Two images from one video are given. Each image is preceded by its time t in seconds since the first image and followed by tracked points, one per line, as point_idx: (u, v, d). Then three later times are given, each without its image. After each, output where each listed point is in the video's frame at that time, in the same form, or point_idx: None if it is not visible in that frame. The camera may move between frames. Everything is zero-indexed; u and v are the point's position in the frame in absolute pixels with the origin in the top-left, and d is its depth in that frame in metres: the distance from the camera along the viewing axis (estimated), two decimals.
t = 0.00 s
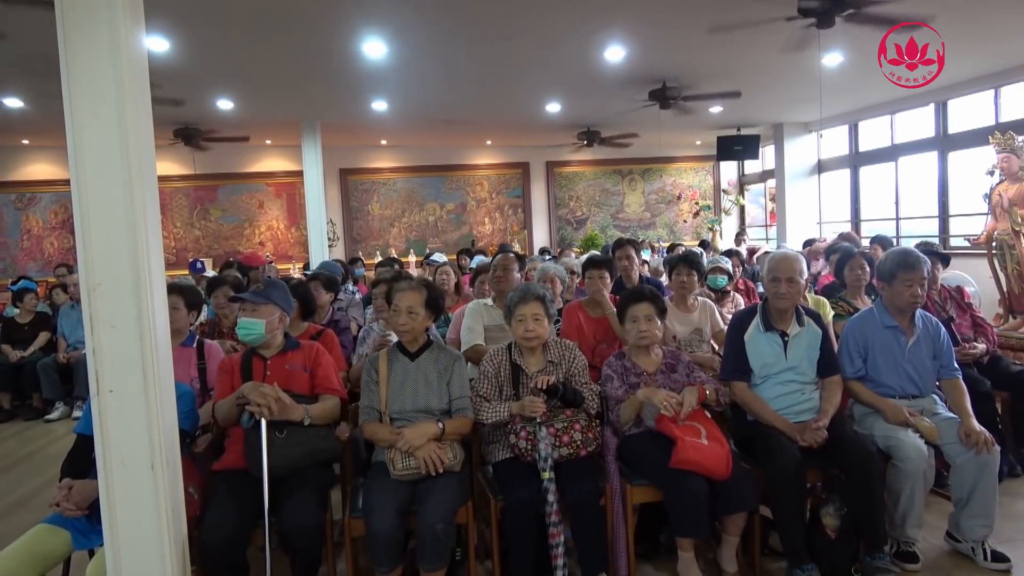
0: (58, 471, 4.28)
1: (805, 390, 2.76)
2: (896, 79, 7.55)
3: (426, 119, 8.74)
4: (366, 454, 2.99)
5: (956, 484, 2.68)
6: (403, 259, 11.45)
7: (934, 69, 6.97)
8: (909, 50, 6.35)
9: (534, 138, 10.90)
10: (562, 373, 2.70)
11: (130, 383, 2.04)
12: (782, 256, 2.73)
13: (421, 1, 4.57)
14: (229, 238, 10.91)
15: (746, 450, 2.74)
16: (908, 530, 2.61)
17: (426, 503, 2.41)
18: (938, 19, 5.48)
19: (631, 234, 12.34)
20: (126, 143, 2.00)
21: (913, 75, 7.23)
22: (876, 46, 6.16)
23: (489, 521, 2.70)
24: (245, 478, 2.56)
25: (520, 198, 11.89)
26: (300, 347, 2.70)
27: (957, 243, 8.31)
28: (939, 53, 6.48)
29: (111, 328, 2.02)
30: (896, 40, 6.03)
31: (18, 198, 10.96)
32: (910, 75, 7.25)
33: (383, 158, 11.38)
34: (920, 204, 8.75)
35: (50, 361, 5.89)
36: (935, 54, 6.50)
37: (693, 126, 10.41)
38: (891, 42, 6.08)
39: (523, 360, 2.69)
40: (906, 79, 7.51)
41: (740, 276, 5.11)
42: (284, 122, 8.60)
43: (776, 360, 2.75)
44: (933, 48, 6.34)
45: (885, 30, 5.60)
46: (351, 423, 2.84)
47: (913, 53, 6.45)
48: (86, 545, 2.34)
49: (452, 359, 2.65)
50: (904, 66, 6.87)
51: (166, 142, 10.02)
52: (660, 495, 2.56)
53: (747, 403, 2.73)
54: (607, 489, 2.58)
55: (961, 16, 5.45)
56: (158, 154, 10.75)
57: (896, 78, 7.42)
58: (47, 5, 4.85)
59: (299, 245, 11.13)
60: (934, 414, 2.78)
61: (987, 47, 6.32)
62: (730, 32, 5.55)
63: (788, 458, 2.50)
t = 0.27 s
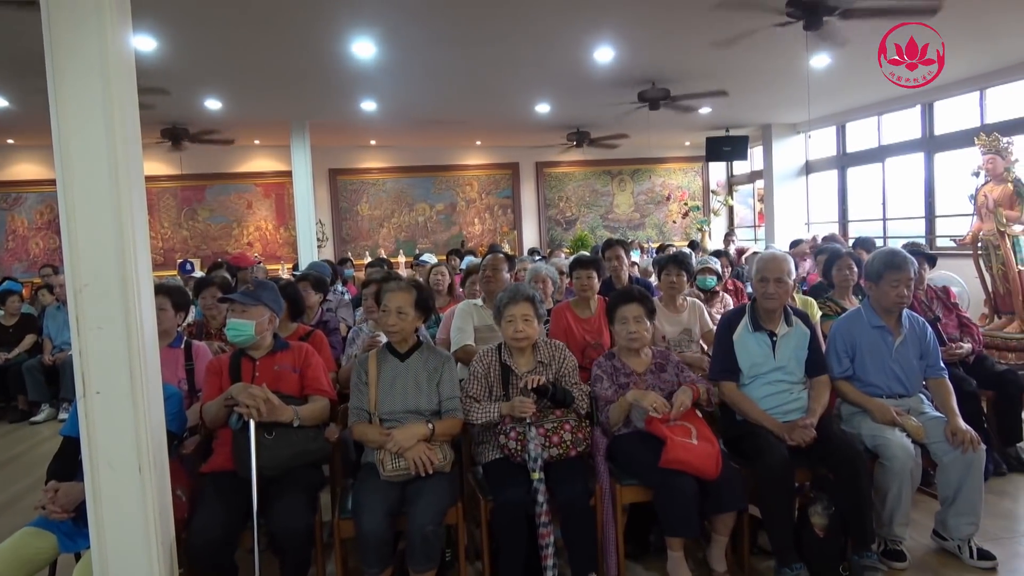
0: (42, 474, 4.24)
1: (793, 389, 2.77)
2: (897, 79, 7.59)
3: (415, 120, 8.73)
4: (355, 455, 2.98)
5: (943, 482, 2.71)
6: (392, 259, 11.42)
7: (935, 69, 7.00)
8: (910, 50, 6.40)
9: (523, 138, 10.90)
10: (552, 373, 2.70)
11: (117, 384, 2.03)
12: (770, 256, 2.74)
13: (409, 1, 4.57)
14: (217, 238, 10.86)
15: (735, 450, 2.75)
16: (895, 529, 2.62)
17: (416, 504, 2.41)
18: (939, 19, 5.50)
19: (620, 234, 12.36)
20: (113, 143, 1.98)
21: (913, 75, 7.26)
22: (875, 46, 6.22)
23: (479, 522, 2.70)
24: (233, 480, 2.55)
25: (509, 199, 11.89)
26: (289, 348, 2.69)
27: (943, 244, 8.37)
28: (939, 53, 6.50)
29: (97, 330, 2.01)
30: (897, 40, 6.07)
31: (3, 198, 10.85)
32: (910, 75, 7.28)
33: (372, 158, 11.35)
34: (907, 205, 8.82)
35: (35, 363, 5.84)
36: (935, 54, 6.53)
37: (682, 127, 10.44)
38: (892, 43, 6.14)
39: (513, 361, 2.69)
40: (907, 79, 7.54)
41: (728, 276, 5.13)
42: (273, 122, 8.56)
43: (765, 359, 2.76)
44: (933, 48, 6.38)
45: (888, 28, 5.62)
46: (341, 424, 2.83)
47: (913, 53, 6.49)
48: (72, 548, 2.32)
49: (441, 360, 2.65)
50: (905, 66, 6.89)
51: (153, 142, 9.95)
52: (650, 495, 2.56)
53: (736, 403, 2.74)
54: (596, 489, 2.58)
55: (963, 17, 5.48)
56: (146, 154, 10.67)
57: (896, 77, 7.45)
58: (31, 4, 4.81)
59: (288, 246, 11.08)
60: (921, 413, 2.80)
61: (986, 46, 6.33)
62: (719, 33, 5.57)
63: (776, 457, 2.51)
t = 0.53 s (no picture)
0: (28, 476, 4.20)
1: (782, 389, 2.78)
2: (896, 79, 7.55)
3: (404, 120, 8.72)
4: (345, 456, 2.97)
5: (930, 481, 2.73)
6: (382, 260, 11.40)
7: (934, 69, 6.96)
8: (909, 50, 6.36)
9: (514, 138, 10.90)
10: (542, 374, 2.70)
11: (104, 386, 2.01)
12: (759, 256, 2.75)
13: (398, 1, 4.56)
14: (206, 239, 10.80)
15: (725, 450, 2.76)
16: (883, 527, 2.64)
17: (406, 505, 2.40)
18: (938, 19, 5.52)
19: (610, 234, 12.39)
20: (100, 142, 1.97)
21: (913, 75, 7.22)
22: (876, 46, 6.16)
23: (469, 522, 2.70)
24: (222, 481, 2.53)
25: (499, 199, 11.89)
26: (278, 349, 2.67)
27: (930, 244, 8.44)
28: (939, 53, 6.46)
29: (83, 331, 1.99)
30: (896, 40, 6.07)
31: None
32: (909, 75, 7.24)
33: (362, 158, 11.32)
34: (894, 206, 8.88)
35: (21, 364, 5.78)
36: (935, 54, 6.49)
37: (672, 127, 10.48)
38: (891, 43, 6.12)
39: (503, 361, 2.69)
40: (906, 79, 7.52)
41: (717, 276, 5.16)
42: (261, 122, 8.52)
43: (754, 359, 2.77)
44: (933, 48, 6.35)
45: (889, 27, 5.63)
46: (331, 425, 2.83)
47: (913, 53, 6.45)
48: (59, 550, 2.30)
49: (431, 361, 2.64)
50: (904, 66, 6.84)
51: (141, 141, 9.89)
52: (640, 495, 2.57)
53: (725, 403, 2.75)
54: (587, 489, 2.59)
55: (962, 17, 5.50)
56: (133, 154, 10.60)
57: (896, 78, 7.44)
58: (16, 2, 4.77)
59: (277, 246, 11.04)
60: (909, 413, 2.82)
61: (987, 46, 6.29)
62: (709, 34, 5.59)
63: (765, 456, 2.52)
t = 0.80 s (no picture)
0: (14, 478, 4.16)
1: (771, 389, 2.79)
2: (896, 79, 7.54)
3: (393, 120, 8.70)
4: (335, 457, 2.96)
5: (918, 479, 2.74)
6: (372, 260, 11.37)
7: (935, 69, 6.98)
8: (909, 50, 6.36)
9: (504, 139, 10.91)
10: (533, 374, 2.70)
11: (92, 387, 2.00)
12: (748, 256, 2.76)
13: (387, 1, 4.56)
14: (195, 239, 10.74)
15: (715, 450, 2.77)
16: (871, 526, 2.65)
17: (396, 506, 2.40)
18: (935, 20, 5.54)
19: (601, 235, 12.41)
20: (87, 142, 1.95)
21: (913, 75, 7.23)
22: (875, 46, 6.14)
23: (460, 523, 2.70)
24: (211, 483, 2.51)
25: (490, 200, 11.89)
26: (268, 350, 2.66)
27: (918, 245, 8.49)
28: (939, 53, 6.45)
29: (71, 332, 1.98)
30: (897, 40, 6.05)
31: None
32: (909, 75, 7.25)
33: (352, 158, 11.28)
34: (883, 206, 8.94)
35: (7, 366, 5.72)
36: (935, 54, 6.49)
37: (662, 128, 10.51)
38: (891, 43, 6.10)
39: (493, 362, 2.69)
40: (906, 79, 7.50)
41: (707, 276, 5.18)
42: (251, 122, 8.48)
43: (743, 359, 2.78)
44: (933, 48, 6.33)
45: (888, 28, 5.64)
46: (321, 426, 2.82)
47: (913, 53, 6.45)
48: (46, 554, 2.30)
49: (422, 361, 2.64)
50: (905, 66, 6.87)
51: (129, 141, 9.82)
52: (630, 495, 2.57)
53: (715, 403, 2.76)
54: (577, 489, 2.59)
55: (961, 18, 5.52)
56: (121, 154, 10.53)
57: (896, 78, 7.42)
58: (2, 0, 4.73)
59: (266, 247, 10.99)
60: (897, 412, 2.83)
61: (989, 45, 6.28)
62: (700, 35, 5.61)
63: (754, 456, 2.53)
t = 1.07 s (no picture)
0: None
1: (761, 389, 2.81)
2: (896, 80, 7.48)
3: (382, 121, 8.70)
4: (326, 459, 2.95)
5: (907, 478, 2.76)
6: (362, 261, 11.34)
7: (935, 69, 6.94)
8: (909, 50, 6.34)
9: (494, 139, 10.90)
10: (523, 375, 2.70)
11: (80, 389, 1.98)
12: (738, 256, 2.77)
13: (377, 1, 4.55)
14: (184, 240, 10.69)
15: (706, 449, 2.78)
16: (861, 524, 2.67)
17: (386, 507, 2.39)
18: (936, 20, 5.53)
19: (591, 236, 12.43)
20: (75, 142, 1.94)
21: (913, 75, 7.16)
22: (875, 46, 6.17)
23: (451, 523, 2.69)
24: (200, 484, 2.50)
25: (481, 200, 11.88)
26: (258, 351, 2.65)
27: (907, 245, 8.54)
28: (939, 53, 6.43)
29: (58, 333, 1.96)
30: (897, 40, 6.07)
31: None
32: (909, 75, 7.18)
33: (342, 158, 11.25)
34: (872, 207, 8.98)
35: None
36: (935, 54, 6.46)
37: (653, 129, 10.55)
38: (891, 43, 6.12)
39: (484, 362, 2.69)
40: (906, 79, 7.44)
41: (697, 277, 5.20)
42: (240, 122, 8.44)
43: (733, 359, 2.79)
44: (933, 48, 6.32)
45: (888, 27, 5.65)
46: (311, 427, 2.81)
47: (913, 53, 6.42)
48: (33, 557, 2.28)
49: (412, 362, 2.63)
50: (904, 66, 6.80)
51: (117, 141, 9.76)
52: (621, 495, 2.58)
53: (705, 403, 2.77)
54: (568, 489, 2.60)
55: (963, 18, 5.50)
56: (109, 154, 10.46)
57: (896, 77, 7.34)
58: None
59: (256, 247, 10.94)
60: (885, 412, 2.85)
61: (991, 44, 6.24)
62: (691, 36, 5.62)
63: (744, 456, 2.54)
